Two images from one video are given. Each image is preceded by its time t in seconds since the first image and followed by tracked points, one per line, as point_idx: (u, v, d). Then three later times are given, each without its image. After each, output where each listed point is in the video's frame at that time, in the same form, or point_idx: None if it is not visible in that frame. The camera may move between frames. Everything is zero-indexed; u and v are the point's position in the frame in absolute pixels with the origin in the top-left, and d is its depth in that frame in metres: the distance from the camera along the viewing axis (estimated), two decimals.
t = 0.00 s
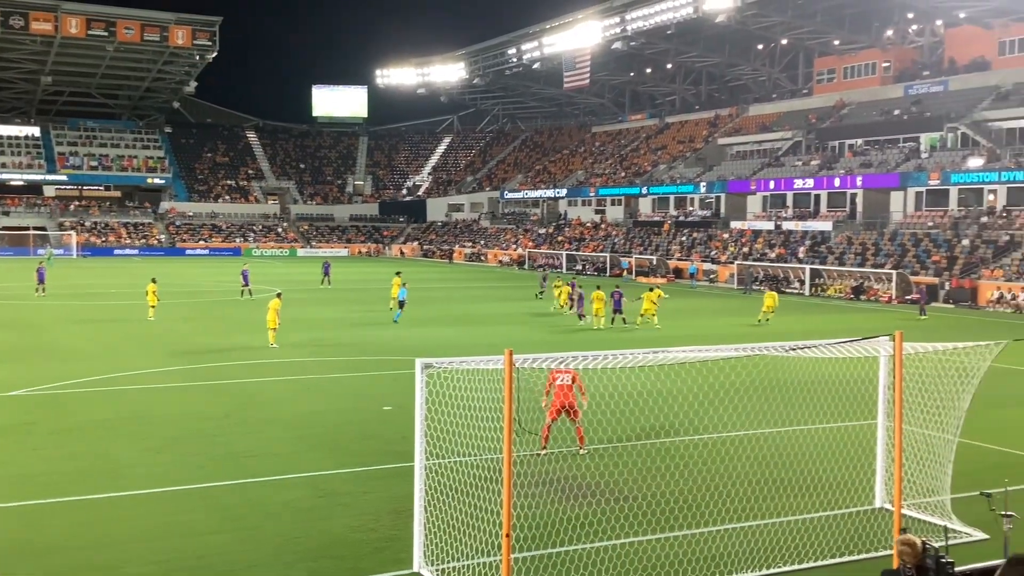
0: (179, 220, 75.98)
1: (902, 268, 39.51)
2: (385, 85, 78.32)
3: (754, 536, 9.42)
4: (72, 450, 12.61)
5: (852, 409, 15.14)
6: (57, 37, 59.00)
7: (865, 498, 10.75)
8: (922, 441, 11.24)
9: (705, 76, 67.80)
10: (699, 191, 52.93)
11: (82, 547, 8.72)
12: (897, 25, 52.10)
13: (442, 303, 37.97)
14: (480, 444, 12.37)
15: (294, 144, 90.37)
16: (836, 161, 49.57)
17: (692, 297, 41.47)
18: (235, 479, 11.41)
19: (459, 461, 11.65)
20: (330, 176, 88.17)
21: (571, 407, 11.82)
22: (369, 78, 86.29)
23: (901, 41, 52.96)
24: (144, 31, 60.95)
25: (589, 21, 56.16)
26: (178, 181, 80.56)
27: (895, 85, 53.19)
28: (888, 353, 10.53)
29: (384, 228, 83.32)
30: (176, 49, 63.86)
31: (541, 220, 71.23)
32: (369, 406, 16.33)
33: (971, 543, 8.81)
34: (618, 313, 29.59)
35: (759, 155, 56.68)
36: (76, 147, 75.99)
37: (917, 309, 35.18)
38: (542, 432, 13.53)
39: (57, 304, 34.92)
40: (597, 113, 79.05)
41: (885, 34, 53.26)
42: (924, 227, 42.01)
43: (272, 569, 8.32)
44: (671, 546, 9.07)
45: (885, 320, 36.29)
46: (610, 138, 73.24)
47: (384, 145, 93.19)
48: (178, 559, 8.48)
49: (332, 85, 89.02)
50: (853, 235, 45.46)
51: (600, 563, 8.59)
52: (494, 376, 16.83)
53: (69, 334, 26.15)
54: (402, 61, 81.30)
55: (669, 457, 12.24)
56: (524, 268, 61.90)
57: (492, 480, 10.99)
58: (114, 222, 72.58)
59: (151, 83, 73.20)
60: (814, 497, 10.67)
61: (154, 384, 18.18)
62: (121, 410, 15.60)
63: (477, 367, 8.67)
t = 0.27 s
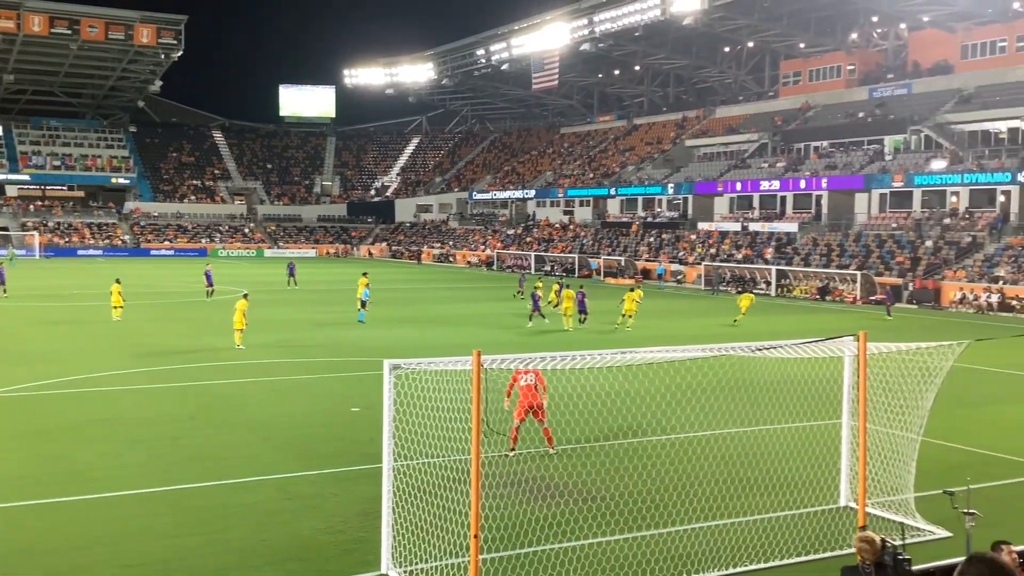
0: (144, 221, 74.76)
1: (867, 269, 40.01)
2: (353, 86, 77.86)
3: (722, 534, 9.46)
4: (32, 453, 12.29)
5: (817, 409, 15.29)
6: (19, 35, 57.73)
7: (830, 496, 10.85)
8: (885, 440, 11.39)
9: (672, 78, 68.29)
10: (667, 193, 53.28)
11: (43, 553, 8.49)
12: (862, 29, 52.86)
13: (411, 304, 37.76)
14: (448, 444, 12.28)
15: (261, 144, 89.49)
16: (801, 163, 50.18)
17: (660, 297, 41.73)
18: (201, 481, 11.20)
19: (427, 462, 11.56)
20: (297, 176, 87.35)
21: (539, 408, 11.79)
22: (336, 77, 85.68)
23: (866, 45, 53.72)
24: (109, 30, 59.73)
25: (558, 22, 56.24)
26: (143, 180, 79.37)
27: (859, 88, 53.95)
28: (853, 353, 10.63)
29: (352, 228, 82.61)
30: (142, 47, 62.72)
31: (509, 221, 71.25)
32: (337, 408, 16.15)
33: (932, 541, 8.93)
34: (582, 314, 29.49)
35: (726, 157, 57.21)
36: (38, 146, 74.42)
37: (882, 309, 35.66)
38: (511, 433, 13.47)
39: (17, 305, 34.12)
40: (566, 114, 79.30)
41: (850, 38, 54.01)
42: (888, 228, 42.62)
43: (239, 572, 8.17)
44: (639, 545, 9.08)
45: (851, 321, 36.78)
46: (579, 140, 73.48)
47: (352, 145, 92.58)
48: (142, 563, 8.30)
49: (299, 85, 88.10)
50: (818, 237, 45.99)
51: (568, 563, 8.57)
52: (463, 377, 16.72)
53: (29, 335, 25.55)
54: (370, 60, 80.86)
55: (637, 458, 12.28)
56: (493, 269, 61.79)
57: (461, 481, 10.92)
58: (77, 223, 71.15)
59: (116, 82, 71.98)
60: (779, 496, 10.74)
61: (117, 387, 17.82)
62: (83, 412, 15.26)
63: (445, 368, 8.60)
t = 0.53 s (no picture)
0: (105, 222, 73.30)
1: (828, 270, 40.55)
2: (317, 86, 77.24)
3: (686, 534, 9.50)
4: None
5: (780, 409, 15.45)
6: None
7: (792, 494, 10.95)
8: (847, 439, 11.54)
9: (637, 81, 68.79)
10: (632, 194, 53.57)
11: None
12: (823, 33, 53.71)
13: (376, 305, 37.46)
14: (413, 446, 12.19)
15: (224, 144, 88.40)
16: (764, 165, 50.79)
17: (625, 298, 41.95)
18: (162, 484, 10.98)
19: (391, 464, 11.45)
20: (261, 177, 86.36)
21: (507, 410, 11.77)
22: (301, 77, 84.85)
23: (827, 48, 54.60)
24: (69, 28, 58.51)
25: (523, 24, 56.33)
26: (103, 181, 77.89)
27: (821, 91, 54.78)
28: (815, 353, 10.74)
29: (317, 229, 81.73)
30: (102, 45, 61.26)
31: (475, 222, 71.17)
32: (300, 410, 15.96)
33: (893, 540, 9.05)
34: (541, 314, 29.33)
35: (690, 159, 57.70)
36: None
37: (844, 310, 36.19)
38: (477, 435, 13.41)
39: None
40: (531, 115, 79.46)
41: (811, 41, 54.86)
42: (849, 231, 43.32)
43: None
44: (603, 546, 9.07)
45: (813, 321, 37.28)
46: (544, 141, 73.66)
47: (316, 146, 91.78)
48: (102, 568, 8.09)
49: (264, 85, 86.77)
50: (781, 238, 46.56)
51: (533, 565, 8.53)
52: (429, 379, 16.60)
53: None
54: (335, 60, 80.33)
55: (602, 459, 12.30)
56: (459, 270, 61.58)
57: (425, 483, 10.83)
58: (35, 224, 69.50)
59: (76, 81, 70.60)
60: (742, 495, 10.81)
61: (74, 389, 17.40)
62: (39, 416, 14.87)
63: (410, 370, 8.50)
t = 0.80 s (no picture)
0: (55, 222, 71.46)
1: (784, 272, 41.11)
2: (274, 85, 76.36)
3: (644, 533, 9.53)
4: None
5: (736, 409, 15.62)
6: None
7: (748, 493, 11.04)
8: (801, 437, 11.69)
9: (595, 83, 69.23)
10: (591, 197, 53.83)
11: None
12: (778, 38, 54.57)
13: (334, 307, 37.06)
14: (371, 448, 12.06)
15: (179, 144, 86.89)
16: (721, 167, 51.40)
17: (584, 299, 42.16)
18: (114, 488, 10.70)
19: (348, 467, 11.30)
20: (216, 177, 84.99)
21: (471, 412, 11.76)
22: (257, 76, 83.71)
23: (782, 52, 55.50)
24: (18, 24, 57.00)
25: (481, 25, 56.40)
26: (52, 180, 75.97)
27: (776, 95, 55.64)
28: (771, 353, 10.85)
29: (274, 230, 80.62)
30: (53, 43, 59.30)
31: (434, 224, 70.93)
32: (257, 412, 15.69)
33: (846, 537, 9.19)
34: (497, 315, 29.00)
35: (648, 162, 58.20)
36: None
37: (799, 311, 36.75)
38: (436, 436, 13.31)
39: None
40: (490, 117, 79.47)
41: (767, 45, 55.66)
42: (804, 233, 44.07)
43: None
44: (561, 546, 9.07)
45: (769, 322, 37.85)
46: (504, 143, 73.70)
47: (273, 146, 90.64)
48: None
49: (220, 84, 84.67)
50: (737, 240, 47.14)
51: (491, 566, 8.49)
52: (388, 380, 16.46)
53: None
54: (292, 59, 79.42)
55: (560, 459, 12.30)
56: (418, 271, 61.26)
57: (383, 486, 10.72)
58: None
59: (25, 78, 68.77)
60: (699, 495, 10.88)
61: (22, 393, 16.93)
62: None
63: (367, 372, 8.38)
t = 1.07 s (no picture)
0: (10, 223, 69.76)
1: (747, 273, 41.49)
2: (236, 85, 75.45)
3: (607, 533, 9.55)
4: None
5: (699, 409, 15.75)
6: None
7: (711, 492, 11.12)
8: (763, 437, 11.80)
9: (560, 85, 69.53)
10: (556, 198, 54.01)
11: None
12: (740, 42, 55.25)
13: (297, 308, 36.64)
14: (333, 450, 11.93)
15: (139, 144, 85.43)
16: (684, 169, 51.86)
17: (550, 301, 42.26)
18: (70, 493, 10.44)
19: (310, 469, 11.18)
20: (177, 177, 83.67)
21: (437, 414, 11.70)
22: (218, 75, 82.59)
23: (745, 56, 56.21)
24: None
25: (445, 26, 56.35)
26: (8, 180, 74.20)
27: (738, 98, 56.31)
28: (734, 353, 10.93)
29: (236, 231, 79.58)
30: (11, 39, 56.84)
31: (399, 225, 70.60)
32: (218, 415, 15.45)
33: (807, 535, 9.28)
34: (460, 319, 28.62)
35: (613, 164, 58.58)
36: None
37: (762, 312, 37.17)
38: (400, 438, 13.22)
39: None
40: (454, 117, 79.32)
41: (729, 49, 56.31)
42: (766, 235, 44.62)
43: None
44: (525, 547, 9.05)
45: (731, 323, 38.28)
46: (469, 144, 73.65)
47: (235, 146, 89.52)
48: None
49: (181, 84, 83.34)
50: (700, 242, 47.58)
51: (455, 568, 8.44)
52: (351, 382, 16.31)
53: None
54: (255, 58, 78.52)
55: (524, 460, 12.29)
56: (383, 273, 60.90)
57: (346, 488, 10.61)
58: None
59: None
60: (663, 494, 10.93)
61: None
62: None
63: (330, 373, 8.27)
